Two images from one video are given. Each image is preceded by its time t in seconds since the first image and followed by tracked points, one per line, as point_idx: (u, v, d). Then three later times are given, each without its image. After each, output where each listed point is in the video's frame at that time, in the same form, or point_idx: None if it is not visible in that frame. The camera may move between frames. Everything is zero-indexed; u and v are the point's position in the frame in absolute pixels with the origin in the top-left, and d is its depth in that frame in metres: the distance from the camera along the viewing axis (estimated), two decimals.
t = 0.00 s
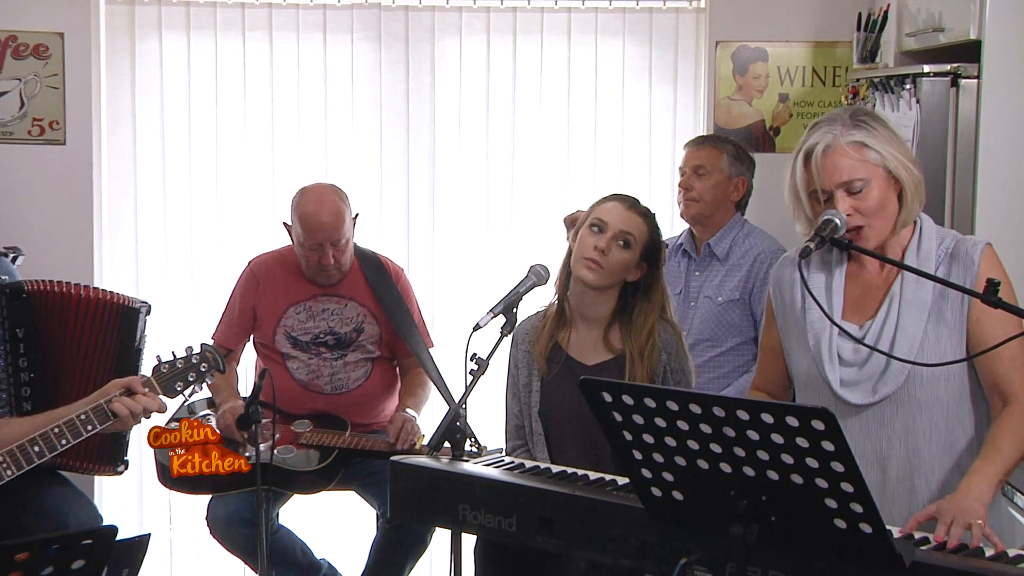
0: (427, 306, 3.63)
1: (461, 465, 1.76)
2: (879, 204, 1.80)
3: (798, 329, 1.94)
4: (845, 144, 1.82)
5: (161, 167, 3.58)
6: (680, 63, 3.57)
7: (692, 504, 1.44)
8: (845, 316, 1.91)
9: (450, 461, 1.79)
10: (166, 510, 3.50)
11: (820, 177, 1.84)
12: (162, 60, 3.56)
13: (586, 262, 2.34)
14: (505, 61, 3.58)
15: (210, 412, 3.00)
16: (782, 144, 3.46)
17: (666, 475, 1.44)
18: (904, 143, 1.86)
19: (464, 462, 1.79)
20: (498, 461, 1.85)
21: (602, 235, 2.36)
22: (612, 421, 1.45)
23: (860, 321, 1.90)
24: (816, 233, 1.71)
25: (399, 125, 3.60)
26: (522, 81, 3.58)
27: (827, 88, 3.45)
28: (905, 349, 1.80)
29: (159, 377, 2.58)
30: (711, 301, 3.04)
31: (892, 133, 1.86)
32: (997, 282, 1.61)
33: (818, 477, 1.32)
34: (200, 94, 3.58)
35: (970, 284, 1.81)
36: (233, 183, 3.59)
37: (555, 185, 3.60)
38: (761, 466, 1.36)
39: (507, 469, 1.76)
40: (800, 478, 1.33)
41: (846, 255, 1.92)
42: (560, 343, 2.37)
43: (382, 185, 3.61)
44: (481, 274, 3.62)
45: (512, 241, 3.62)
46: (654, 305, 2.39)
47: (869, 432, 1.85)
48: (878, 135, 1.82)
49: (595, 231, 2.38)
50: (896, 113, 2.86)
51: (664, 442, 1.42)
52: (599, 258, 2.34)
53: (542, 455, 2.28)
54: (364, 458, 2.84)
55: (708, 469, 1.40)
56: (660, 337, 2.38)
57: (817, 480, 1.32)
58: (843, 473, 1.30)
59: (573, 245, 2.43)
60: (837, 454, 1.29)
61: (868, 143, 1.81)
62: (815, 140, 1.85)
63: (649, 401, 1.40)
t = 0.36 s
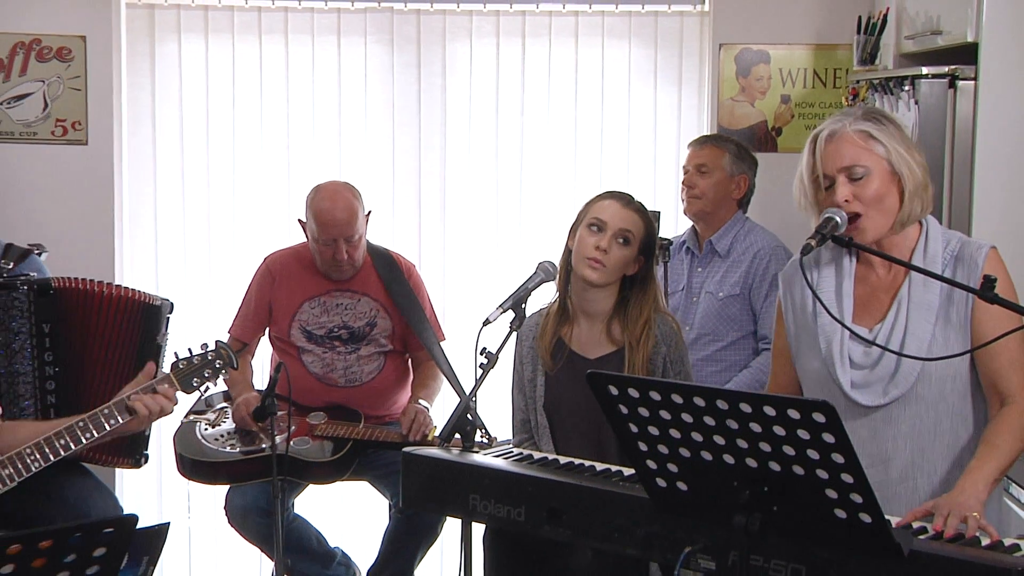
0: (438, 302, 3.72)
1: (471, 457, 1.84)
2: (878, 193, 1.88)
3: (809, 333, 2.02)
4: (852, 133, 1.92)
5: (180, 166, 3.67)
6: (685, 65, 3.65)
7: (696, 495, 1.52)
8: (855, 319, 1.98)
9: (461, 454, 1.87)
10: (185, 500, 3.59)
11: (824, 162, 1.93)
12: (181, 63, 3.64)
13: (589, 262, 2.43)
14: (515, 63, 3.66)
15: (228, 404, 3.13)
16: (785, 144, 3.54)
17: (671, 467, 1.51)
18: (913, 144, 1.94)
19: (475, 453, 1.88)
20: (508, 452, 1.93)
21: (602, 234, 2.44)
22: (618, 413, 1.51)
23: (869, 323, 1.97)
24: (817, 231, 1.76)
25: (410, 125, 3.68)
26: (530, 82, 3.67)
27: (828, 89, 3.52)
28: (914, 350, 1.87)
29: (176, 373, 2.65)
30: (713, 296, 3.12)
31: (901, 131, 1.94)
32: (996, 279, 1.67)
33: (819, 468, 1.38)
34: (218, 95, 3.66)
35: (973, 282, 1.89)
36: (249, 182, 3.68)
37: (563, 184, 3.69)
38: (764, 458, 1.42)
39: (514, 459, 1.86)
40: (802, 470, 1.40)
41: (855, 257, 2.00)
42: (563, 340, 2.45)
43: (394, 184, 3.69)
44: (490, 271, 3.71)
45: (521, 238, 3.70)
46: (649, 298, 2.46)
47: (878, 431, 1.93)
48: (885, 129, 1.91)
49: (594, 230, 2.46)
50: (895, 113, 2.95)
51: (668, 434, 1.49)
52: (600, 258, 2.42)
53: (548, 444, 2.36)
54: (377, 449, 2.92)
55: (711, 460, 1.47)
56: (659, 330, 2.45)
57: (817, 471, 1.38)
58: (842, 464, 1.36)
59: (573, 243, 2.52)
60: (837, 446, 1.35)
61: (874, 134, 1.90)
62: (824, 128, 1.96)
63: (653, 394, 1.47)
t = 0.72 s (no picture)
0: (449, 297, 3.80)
1: (481, 449, 1.92)
2: (883, 181, 1.96)
3: (817, 337, 2.07)
4: (862, 123, 2.00)
5: (197, 165, 3.76)
6: (690, 66, 3.73)
7: (700, 485, 1.59)
8: (860, 321, 2.04)
9: (472, 445, 1.95)
10: (203, 490, 3.68)
11: (832, 147, 2.01)
12: (199, 65, 3.73)
13: (596, 258, 2.50)
14: (524, 65, 3.74)
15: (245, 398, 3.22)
16: (787, 143, 3.62)
17: (677, 459, 1.58)
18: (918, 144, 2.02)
19: (484, 445, 1.96)
20: (517, 444, 2.00)
21: (608, 232, 2.51)
22: (623, 405, 1.59)
23: (874, 325, 2.02)
24: (820, 228, 1.82)
25: (422, 125, 3.76)
26: (539, 83, 3.75)
27: (830, 90, 3.60)
28: (919, 348, 1.93)
29: (199, 376, 2.80)
30: (715, 291, 3.19)
31: (906, 129, 2.03)
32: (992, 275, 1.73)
33: (820, 459, 1.45)
34: (235, 96, 3.75)
35: (972, 279, 1.94)
36: (265, 181, 3.77)
37: (571, 182, 3.77)
38: (767, 449, 1.49)
39: (522, 451, 1.93)
40: (803, 460, 1.47)
41: (858, 258, 2.07)
42: (571, 334, 2.53)
43: (406, 182, 3.77)
44: (500, 267, 3.79)
45: (530, 234, 3.78)
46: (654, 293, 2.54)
47: (886, 431, 1.98)
48: (894, 123, 1.99)
49: (600, 227, 2.54)
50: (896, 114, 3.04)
51: (674, 426, 1.56)
52: (607, 254, 2.50)
53: (556, 437, 2.43)
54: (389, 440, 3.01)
55: (715, 451, 1.54)
56: (665, 326, 2.52)
57: (819, 463, 1.45)
58: (843, 456, 1.42)
59: (580, 241, 2.60)
60: (839, 438, 1.42)
61: (883, 126, 1.99)
62: (835, 118, 2.04)
63: (660, 387, 1.54)
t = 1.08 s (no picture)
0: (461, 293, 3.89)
1: (492, 440, 2.01)
2: (886, 177, 2.04)
3: (812, 324, 2.17)
4: (868, 120, 2.08)
5: (216, 165, 3.86)
6: (696, 68, 3.82)
7: (706, 476, 1.66)
8: (857, 312, 2.13)
9: (484, 437, 2.04)
10: (223, 479, 3.78)
11: (839, 142, 2.09)
12: (219, 67, 3.83)
13: (603, 255, 2.60)
14: (534, 68, 3.83)
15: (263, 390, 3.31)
16: (790, 143, 3.70)
17: (683, 450, 1.66)
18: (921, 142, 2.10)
19: (495, 436, 2.04)
20: (526, 436, 2.08)
21: (615, 229, 2.62)
22: (632, 398, 1.65)
23: (870, 315, 2.11)
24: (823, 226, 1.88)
25: (435, 126, 3.85)
26: (549, 85, 3.84)
27: (831, 91, 3.69)
28: (914, 339, 2.01)
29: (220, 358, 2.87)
30: (721, 288, 3.28)
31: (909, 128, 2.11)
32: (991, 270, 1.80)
33: (823, 449, 1.52)
34: (253, 97, 3.84)
35: (969, 275, 2.00)
36: (282, 181, 3.86)
37: (580, 181, 3.86)
38: (771, 441, 1.56)
39: (534, 442, 2.02)
40: (806, 452, 1.54)
41: (856, 253, 2.15)
42: (585, 329, 2.61)
43: (419, 182, 3.87)
44: (512, 264, 3.88)
45: (540, 232, 3.87)
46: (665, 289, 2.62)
47: (882, 418, 2.07)
48: (898, 122, 2.07)
49: (608, 225, 2.64)
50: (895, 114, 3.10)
51: (680, 419, 1.62)
52: (612, 250, 2.59)
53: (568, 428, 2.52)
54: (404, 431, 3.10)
55: (720, 443, 1.61)
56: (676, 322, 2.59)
57: (822, 454, 1.52)
58: (845, 447, 1.50)
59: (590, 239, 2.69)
60: (840, 430, 1.49)
61: (888, 124, 2.07)
62: (842, 113, 2.12)
63: (666, 380, 1.61)
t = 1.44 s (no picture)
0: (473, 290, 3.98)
1: (503, 433, 2.10)
2: (887, 180, 2.11)
3: (817, 317, 2.25)
4: (872, 124, 2.15)
5: (234, 166, 3.95)
6: (702, 71, 3.90)
7: (711, 468, 1.75)
8: (859, 308, 2.21)
9: (494, 430, 2.12)
10: (242, 471, 3.88)
11: (843, 145, 2.16)
12: (237, 70, 3.92)
13: (611, 253, 2.69)
14: (544, 71, 3.92)
15: (280, 383, 3.42)
16: (794, 144, 3.79)
17: (688, 443, 1.74)
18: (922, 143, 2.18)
19: (507, 429, 2.13)
20: (536, 429, 2.17)
21: (622, 228, 2.71)
22: (638, 392, 1.74)
23: (873, 309, 2.19)
24: (825, 225, 1.95)
25: (447, 128, 3.95)
26: (558, 88, 3.93)
27: (833, 94, 3.78)
28: (914, 333, 2.09)
29: (235, 350, 2.97)
30: (728, 286, 3.36)
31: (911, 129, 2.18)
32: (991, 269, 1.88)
33: (824, 443, 1.59)
34: (270, 100, 3.94)
35: (968, 271, 2.09)
36: (299, 181, 3.96)
37: (589, 181, 3.94)
38: (774, 435, 1.64)
39: (547, 436, 2.10)
40: (808, 445, 1.61)
41: (859, 250, 2.23)
42: (604, 326, 2.71)
43: (432, 182, 3.96)
44: (522, 262, 3.97)
45: (550, 230, 3.96)
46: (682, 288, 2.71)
47: (884, 410, 2.15)
48: (902, 124, 2.14)
49: (616, 226, 2.74)
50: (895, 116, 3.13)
51: (686, 412, 1.71)
52: (619, 248, 2.68)
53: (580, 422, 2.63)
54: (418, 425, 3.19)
55: (725, 436, 1.70)
56: (692, 323, 2.67)
57: (823, 447, 1.60)
58: (846, 440, 1.57)
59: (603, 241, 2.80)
60: (841, 424, 1.56)
61: (891, 127, 2.14)
62: (847, 117, 2.19)
63: (672, 374, 1.69)
